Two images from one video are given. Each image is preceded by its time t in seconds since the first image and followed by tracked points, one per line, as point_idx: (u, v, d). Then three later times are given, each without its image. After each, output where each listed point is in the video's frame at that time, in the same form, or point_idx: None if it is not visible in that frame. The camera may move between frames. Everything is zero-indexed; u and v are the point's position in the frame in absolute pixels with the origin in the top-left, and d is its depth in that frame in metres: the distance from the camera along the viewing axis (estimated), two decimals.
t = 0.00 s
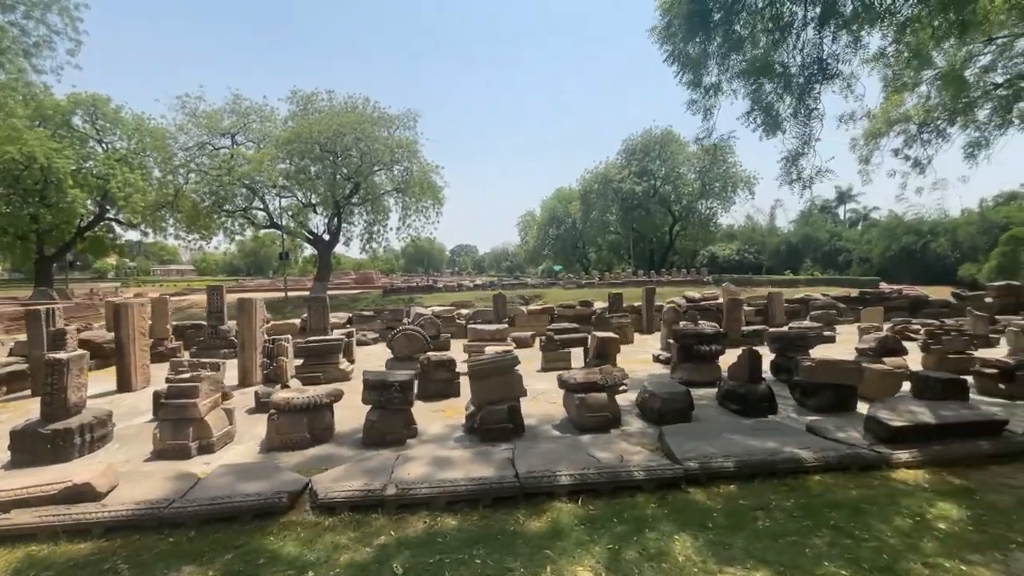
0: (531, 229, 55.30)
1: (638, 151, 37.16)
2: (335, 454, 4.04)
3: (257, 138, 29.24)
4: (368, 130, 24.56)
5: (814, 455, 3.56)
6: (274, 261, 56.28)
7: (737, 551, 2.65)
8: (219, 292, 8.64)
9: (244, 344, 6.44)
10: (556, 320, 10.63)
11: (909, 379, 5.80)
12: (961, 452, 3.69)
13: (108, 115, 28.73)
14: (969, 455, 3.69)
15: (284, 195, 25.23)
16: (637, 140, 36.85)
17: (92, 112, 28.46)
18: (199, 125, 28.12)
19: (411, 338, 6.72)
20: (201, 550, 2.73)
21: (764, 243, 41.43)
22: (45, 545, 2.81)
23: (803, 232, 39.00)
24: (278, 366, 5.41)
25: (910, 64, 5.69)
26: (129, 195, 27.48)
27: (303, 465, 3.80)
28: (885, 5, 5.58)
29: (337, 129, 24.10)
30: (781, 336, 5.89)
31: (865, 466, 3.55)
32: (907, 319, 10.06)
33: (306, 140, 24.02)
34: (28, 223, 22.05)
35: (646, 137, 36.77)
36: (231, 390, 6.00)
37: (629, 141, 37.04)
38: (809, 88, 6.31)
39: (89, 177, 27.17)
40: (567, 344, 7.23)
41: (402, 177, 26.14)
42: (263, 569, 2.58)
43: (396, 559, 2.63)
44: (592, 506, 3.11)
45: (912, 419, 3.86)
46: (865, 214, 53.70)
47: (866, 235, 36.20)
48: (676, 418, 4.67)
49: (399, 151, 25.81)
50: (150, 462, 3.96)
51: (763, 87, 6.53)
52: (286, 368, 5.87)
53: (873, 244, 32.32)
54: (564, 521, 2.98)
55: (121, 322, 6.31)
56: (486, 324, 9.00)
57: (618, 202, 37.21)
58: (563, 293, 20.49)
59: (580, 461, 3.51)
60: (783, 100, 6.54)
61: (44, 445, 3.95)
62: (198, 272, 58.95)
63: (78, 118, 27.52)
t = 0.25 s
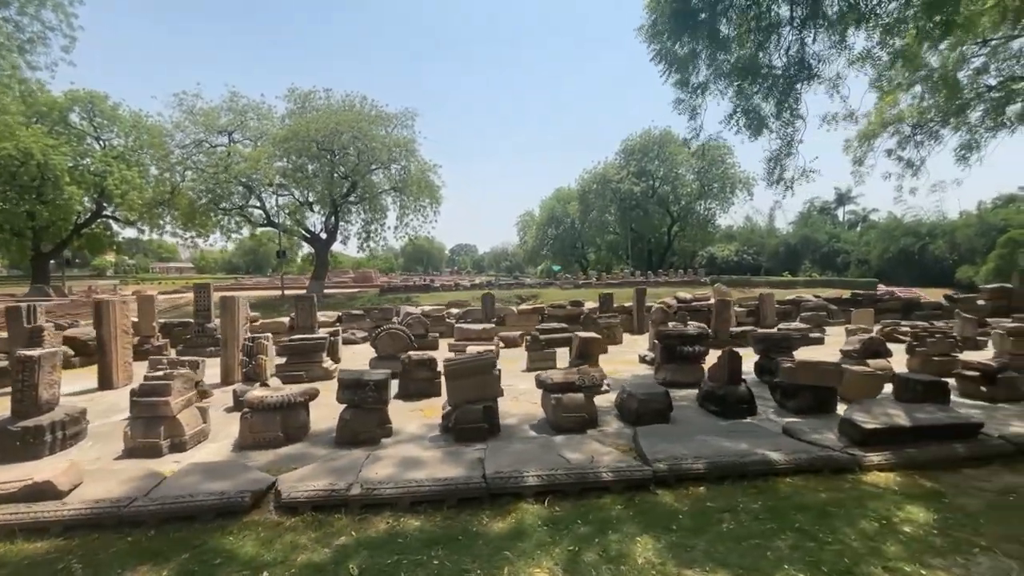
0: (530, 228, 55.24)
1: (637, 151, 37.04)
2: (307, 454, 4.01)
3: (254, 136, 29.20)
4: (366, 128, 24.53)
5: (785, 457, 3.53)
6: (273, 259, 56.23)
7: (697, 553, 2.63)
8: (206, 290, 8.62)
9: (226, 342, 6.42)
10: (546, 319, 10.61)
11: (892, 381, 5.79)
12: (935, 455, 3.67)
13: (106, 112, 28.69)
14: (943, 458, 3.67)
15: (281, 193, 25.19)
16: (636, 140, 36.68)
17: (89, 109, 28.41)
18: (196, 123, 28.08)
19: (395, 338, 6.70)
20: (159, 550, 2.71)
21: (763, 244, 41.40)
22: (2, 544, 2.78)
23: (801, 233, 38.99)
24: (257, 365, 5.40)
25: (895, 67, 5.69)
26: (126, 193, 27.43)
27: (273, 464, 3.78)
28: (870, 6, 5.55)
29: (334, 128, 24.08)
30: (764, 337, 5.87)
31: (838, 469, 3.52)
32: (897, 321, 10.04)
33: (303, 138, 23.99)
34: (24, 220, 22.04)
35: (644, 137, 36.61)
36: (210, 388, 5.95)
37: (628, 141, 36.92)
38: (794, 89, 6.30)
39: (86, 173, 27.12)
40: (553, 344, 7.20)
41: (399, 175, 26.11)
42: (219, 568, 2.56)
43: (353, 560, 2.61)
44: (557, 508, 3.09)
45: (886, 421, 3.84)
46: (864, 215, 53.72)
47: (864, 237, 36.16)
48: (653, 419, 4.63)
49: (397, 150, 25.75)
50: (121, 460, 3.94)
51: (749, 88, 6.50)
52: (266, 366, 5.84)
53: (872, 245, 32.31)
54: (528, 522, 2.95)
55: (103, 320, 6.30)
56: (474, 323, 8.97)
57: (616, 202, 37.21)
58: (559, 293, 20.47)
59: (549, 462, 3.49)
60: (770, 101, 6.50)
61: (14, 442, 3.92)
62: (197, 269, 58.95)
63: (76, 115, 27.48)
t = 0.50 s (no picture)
0: (529, 227, 55.19)
1: (636, 150, 36.74)
2: (279, 453, 4.00)
3: (251, 133, 29.16)
4: (363, 126, 24.49)
5: (755, 459, 3.52)
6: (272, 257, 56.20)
7: (656, 555, 2.62)
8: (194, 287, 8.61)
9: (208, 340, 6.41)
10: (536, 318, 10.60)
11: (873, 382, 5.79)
12: (906, 457, 3.66)
13: (104, 109, 28.65)
14: (914, 460, 3.66)
15: (278, 191, 25.16)
16: (635, 141, 36.25)
17: (87, 106, 28.36)
18: (193, 120, 28.05)
19: (378, 336, 6.70)
20: (117, 548, 2.70)
21: (762, 244, 41.35)
22: None
23: (800, 234, 38.95)
24: (237, 363, 5.39)
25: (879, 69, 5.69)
26: (122, 190, 27.37)
27: (243, 463, 3.77)
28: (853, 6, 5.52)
29: (332, 126, 24.04)
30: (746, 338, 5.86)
31: (808, 471, 3.51)
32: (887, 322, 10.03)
33: (300, 136, 23.95)
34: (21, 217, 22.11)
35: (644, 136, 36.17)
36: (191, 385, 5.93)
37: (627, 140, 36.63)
38: (779, 89, 6.28)
39: (84, 170, 27.10)
40: (538, 343, 7.19)
41: (397, 173, 26.08)
42: (175, 567, 2.55)
43: (310, 560, 2.60)
44: (521, 508, 3.08)
45: (859, 423, 3.84)
46: (864, 216, 53.69)
47: (863, 238, 36.12)
48: (629, 419, 4.63)
49: (394, 148, 25.71)
50: (92, 457, 3.93)
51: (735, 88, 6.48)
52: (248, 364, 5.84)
53: (870, 246, 32.26)
54: (490, 523, 2.94)
55: (85, 318, 6.28)
56: (462, 322, 8.95)
57: (614, 201, 37.20)
58: (555, 292, 20.45)
59: (518, 462, 3.48)
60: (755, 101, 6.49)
61: None
62: (197, 267, 58.97)
63: (73, 112, 27.44)
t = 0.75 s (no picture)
0: (528, 226, 55.14)
1: (635, 149, 36.68)
2: (252, 454, 3.97)
3: (249, 131, 29.12)
4: (361, 125, 24.45)
5: (730, 462, 3.48)
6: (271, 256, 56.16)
7: (619, 559, 2.59)
8: (183, 286, 8.57)
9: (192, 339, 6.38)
10: (528, 318, 10.57)
11: (859, 384, 5.75)
12: (884, 460, 3.62)
13: (102, 106, 28.63)
14: (892, 463, 3.62)
15: (275, 189, 25.12)
16: (634, 142, 35.13)
17: (85, 103, 28.32)
18: (190, 118, 28.00)
19: (364, 336, 6.66)
20: (76, 550, 2.68)
21: (761, 244, 41.27)
22: None
23: (800, 234, 38.89)
24: (217, 362, 5.36)
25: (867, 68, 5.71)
26: (120, 187, 27.34)
27: (214, 464, 3.73)
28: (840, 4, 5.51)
29: (330, 124, 24.02)
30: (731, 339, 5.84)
31: (783, 474, 3.48)
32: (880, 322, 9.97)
33: (298, 134, 23.91)
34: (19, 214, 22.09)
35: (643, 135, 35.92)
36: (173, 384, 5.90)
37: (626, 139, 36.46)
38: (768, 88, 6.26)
39: (82, 168, 27.07)
40: (525, 343, 7.15)
41: (395, 172, 26.03)
42: (134, 569, 2.52)
43: (269, 563, 2.57)
44: (489, 511, 3.05)
45: (837, 425, 3.80)
46: (865, 216, 53.61)
47: (863, 238, 36.05)
48: (610, 420, 4.59)
49: (393, 146, 25.66)
50: (64, 457, 3.89)
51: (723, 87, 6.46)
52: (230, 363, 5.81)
53: (870, 246, 32.19)
54: (456, 526, 2.91)
55: (68, 317, 6.24)
56: (451, 322, 8.91)
57: (613, 201, 37.12)
58: (552, 291, 20.39)
59: (490, 464, 3.45)
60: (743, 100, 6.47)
61: None
62: (197, 265, 58.99)
63: (72, 109, 27.42)
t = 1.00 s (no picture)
0: (527, 225, 55.11)
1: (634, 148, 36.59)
2: (224, 452, 3.92)
3: (247, 128, 29.07)
4: (359, 122, 24.38)
5: (705, 463, 3.42)
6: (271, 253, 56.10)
7: (583, 561, 2.53)
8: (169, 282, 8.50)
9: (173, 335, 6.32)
10: (519, 316, 10.50)
11: (846, 383, 5.69)
12: (863, 460, 3.56)
13: (99, 103, 28.56)
14: (871, 464, 3.55)
15: (272, 186, 25.07)
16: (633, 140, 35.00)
17: (83, 100, 28.25)
18: (187, 115, 27.91)
19: (348, 333, 6.60)
20: (28, 549, 2.61)
21: (761, 243, 41.16)
22: None
23: (800, 234, 38.79)
24: (195, 359, 5.30)
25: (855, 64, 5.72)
26: (117, 184, 27.26)
27: (182, 462, 3.67)
28: None
29: (327, 121, 23.94)
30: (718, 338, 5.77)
31: (759, 475, 3.41)
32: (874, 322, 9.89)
33: (295, 131, 23.82)
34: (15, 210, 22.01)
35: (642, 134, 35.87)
36: (153, 382, 5.83)
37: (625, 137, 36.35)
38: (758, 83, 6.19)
39: (79, 164, 26.99)
40: (512, 341, 7.08)
41: (393, 170, 25.95)
42: (85, 570, 2.46)
43: (224, 564, 2.51)
44: (456, 511, 2.98)
45: (816, 425, 3.73)
46: (865, 216, 53.51)
47: (861, 238, 36.00)
48: (591, 419, 4.52)
49: (391, 144, 25.60)
50: (31, 454, 3.83)
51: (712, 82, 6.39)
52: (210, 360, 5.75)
53: (869, 246, 32.13)
54: (420, 526, 2.85)
55: (48, 312, 6.18)
56: (440, 320, 8.85)
57: (613, 200, 37.01)
58: (549, 290, 20.31)
59: (460, 463, 3.38)
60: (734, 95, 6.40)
61: None
62: (197, 262, 58.92)
63: (69, 105, 27.34)
